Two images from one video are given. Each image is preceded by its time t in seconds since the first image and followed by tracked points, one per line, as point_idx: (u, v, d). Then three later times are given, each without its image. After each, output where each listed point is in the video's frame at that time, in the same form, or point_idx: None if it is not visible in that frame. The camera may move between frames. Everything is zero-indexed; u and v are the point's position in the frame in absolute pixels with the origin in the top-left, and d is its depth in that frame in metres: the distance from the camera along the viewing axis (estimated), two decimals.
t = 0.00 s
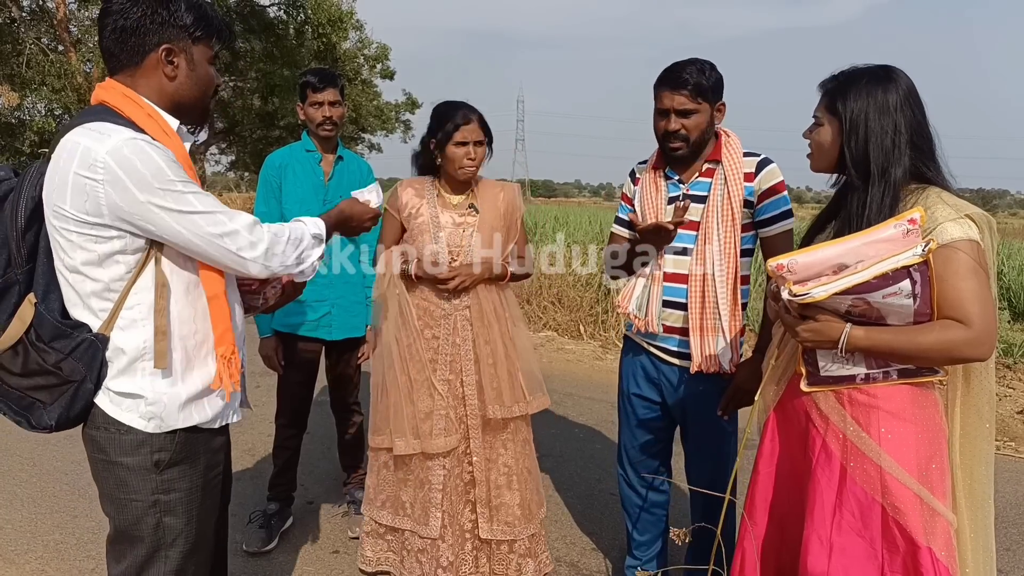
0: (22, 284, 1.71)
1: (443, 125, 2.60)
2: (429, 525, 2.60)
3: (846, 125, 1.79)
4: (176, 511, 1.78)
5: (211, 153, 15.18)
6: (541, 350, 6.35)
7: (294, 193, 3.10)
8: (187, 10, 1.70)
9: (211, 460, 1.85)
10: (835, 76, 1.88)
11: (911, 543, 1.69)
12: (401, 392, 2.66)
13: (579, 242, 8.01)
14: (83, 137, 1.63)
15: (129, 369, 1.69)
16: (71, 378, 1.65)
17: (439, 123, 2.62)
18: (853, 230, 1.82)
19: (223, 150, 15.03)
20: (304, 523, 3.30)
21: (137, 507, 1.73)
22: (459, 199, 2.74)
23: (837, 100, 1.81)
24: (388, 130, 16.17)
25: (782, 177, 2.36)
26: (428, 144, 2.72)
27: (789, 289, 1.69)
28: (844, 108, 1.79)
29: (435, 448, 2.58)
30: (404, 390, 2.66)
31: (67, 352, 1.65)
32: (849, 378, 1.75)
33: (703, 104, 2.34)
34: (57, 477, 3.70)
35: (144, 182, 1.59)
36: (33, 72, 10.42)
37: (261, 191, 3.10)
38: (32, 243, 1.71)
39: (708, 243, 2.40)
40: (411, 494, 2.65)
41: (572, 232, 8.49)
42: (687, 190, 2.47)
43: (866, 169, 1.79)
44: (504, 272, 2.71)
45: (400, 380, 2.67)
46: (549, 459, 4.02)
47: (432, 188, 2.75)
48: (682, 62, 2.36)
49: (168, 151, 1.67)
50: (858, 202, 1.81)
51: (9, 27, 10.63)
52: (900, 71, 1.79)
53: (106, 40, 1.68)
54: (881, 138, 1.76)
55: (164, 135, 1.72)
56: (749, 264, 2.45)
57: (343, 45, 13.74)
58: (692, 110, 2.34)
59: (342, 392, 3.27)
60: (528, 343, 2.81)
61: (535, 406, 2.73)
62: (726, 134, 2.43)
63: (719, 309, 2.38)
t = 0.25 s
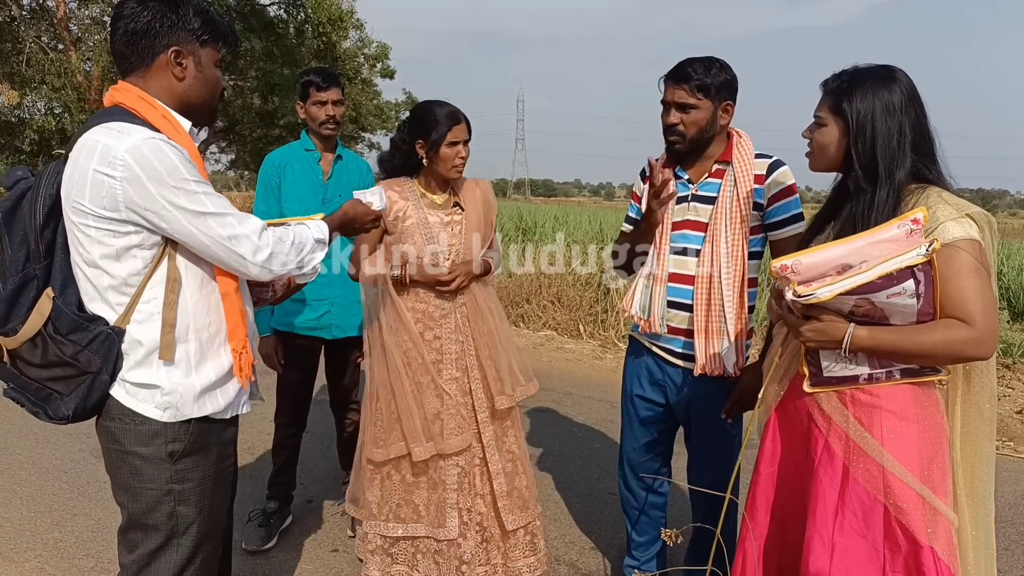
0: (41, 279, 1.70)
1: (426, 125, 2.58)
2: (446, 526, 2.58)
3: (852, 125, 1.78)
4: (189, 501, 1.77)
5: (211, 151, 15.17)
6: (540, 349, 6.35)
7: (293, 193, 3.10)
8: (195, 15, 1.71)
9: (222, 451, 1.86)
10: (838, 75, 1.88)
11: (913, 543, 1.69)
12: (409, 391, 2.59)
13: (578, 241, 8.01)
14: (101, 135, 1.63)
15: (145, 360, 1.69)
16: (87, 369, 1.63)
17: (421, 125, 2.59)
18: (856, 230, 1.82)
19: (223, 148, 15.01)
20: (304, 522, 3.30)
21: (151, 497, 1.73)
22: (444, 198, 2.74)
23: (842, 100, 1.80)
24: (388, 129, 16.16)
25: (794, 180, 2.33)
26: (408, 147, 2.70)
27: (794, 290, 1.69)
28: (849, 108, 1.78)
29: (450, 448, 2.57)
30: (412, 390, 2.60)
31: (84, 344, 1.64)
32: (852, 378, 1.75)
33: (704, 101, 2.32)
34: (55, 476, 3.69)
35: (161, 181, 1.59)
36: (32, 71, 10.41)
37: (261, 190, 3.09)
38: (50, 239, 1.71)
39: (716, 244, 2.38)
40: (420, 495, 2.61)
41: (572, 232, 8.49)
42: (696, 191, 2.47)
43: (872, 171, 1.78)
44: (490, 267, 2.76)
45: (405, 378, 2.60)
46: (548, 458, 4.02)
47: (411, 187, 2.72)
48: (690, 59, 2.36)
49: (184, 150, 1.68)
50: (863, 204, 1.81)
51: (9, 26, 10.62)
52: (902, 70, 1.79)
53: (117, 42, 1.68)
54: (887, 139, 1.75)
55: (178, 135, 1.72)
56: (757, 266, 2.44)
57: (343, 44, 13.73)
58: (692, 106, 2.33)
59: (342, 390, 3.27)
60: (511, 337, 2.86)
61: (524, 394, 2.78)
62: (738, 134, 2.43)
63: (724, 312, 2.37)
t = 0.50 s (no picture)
0: (48, 276, 1.70)
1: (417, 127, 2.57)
2: (456, 524, 2.58)
3: (857, 125, 1.77)
4: (190, 499, 1.77)
5: (212, 152, 15.17)
6: (541, 350, 6.34)
7: (294, 193, 3.10)
8: (211, 22, 1.72)
9: (223, 450, 1.85)
10: (841, 74, 1.87)
11: (917, 543, 1.69)
12: (422, 394, 2.57)
13: (579, 242, 8.00)
14: (110, 136, 1.64)
15: (147, 359, 1.69)
16: (90, 366, 1.65)
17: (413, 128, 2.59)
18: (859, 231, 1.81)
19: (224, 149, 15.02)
20: (305, 522, 3.30)
21: (153, 494, 1.73)
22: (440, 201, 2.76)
23: (846, 99, 1.79)
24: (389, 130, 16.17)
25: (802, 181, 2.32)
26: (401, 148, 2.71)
27: (797, 291, 1.68)
28: (854, 107, 1.77)
29: (460, 450, 2.58)
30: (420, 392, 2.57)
31: (88, 341, 1.65)
32: (856, 379, 1.75)
33: (721, 102, 2.33)
34: (57, 476, 3.69)
35: (165, 183, 1.59)
36: (33, 72, 10.42)
37: (262, 191, 3.09)
38: (59, 237, 1.72)
39: (722, 245, 2.39)
40: (427, 496, 2.61)
41: (572, 232, 8.49)
42: (703, 191, 2.47)
43: (876, 171, 1.78)
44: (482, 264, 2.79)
45: (417, 379, 2.58)
46: (549, 459, 4.02)
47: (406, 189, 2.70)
48: (702, 60, 2.35)
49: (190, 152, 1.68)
50: (866, 204, 1.80)
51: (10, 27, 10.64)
52: (905, 70, 1.79)
53: (132, 45, 1.69)
54: (891, 140, 1.75)
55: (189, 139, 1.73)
56: (763, 269, 2.42)
57: (344, 44, 13.74)
58: (709, 107, 2.33)
59: (344, 391, 3.27)
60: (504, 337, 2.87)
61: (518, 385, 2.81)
62: (746, 135, 2.43)
63: (731, 315, 2.38)
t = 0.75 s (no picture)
0: (52, 277, 1.71)
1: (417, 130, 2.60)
2: (458, 528, 2.59)
3: (860, 128, 1.77)
4: (189, 501, 1.77)
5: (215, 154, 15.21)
6: (544, 352, 6.34)
7: (297, 196, 3.10)
8: (220, 28, 1.73)
9: (223, 452, 1.85)
10: (843, 78, 1.87)
11: (920, 546, 1.69)
12: (425, 396, 2.57)
13: (582, 244, 8.00)
14: (114, 139, 1.64)
15: (147, 361, 1.70)
16: (90, 368, 1.66)
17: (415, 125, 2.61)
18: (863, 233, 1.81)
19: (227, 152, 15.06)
20: (307, 524, 3.30)
21: (153, 496, 1.73)
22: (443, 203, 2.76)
23: (849, 102, 1.79)
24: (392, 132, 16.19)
25: (798, 184, 2.34)
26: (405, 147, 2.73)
27: (804, 295, 1.66)
28: (858, 110, 1.77)
29: (461, 452, 2.59)
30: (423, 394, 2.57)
31: (89, 343, 1.66)
32: (860, 383, 1.74)
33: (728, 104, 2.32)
34: (60, 478, 3.70)
35: (164, 189, 1.59)
36: (38, 74, 10.45)
37: (265, 193, 3.11)
38: (63, 239, 1.71)
39: (718, 244, 2.39)
40: (428, 499, 2.62)
41: (575, 234, 8.49)
42: (700, 192, 2.46)
43: (880, 173, 1.78)
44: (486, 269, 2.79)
45: (421, 382, 2.58)
46: (551, 461, 4.01)
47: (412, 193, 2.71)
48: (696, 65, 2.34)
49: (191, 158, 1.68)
50: (871, 206, 1.80)
51: (14, 30, 10.68)
52: (907, 72, 1.79)
53: (143, 51, 1.70)
54: (895, 142, 1.75)
55: (192, 145, 1.72)
56: (758, 270, 2.44)
57: (346, 47, 13.77)
58: (721, 109, 2.30)
59: (346, 393, 3.27)
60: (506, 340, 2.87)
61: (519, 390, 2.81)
62: (743, 137, 2.43)
63: (727, 315, 2.37)
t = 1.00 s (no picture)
0: (53, 277, 1.71)
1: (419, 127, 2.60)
2: (452, 533, 2.58)
3: (860, 129, 1.77)
4: (189, 504, 1.77)
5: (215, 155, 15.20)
6: (544, 353, 6.33)
7: (297, 197, 3.11)
8: (224, 29, 1.73)
9: (223, 455, 1.84)
10: (841, 79, 1.87)
11: (921, 547, 1.68)
12: (414, 398, 2.58)
13: (582, 245, 7.99)
14: (116, 140, 1.64)
15: (148, 363, 1.70)
16: (89, 369, 1.66)
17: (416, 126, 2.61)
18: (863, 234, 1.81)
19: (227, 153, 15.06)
20: (307, 526, 3.29)
21: (153, 498, 1.73)
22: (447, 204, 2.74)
23: (849, 103, 1.79)
24: (392, 134, 16.19)
25: (786, 184, 2.36)
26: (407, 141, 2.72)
27: (802, 292, 1.66)
28: (857, 112, 1.77)
29: (453, 455, 2.57)
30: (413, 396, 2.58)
31: (89, 344, 1.66)
32: (861, 383, 1.74)
33: (697, 107, 2.34)
34: (60, 479, 3.70)
35: (159, 194, 1.58)
36: (38, 76, 10.45)
37: (265, 195, 3.12)
38: (65, 239, 1.72)
39: (708, 243, 2.38)
40: (424, 502, 2.62)
41: (575, 235, 8.49)
42: (690, 190, 2.46)
43: (880, 174, 1.77)
44: (494, 274, 2.81)
45: (411, 386, 2.59)
46: (551, 462, 4.01)
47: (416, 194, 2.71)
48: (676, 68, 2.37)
49: (191, 162, 1.66)
50: (871, 207, 1.80)
51: (15, 31, 10.68)
52: (906, 73, 1.79)
53: (146, 53, 1.69)
54: (894, 143, 1.75)
55: (194, 147, 1.71)
56: (749, 269, 2.43)
57: (346, 48, 13.78)
58: (685, 113, 2.34)
59: (346, 395, 3.27)
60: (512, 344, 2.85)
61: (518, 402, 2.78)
62: (732, 137, 2.43)
63: (717, 312, 2.37)
